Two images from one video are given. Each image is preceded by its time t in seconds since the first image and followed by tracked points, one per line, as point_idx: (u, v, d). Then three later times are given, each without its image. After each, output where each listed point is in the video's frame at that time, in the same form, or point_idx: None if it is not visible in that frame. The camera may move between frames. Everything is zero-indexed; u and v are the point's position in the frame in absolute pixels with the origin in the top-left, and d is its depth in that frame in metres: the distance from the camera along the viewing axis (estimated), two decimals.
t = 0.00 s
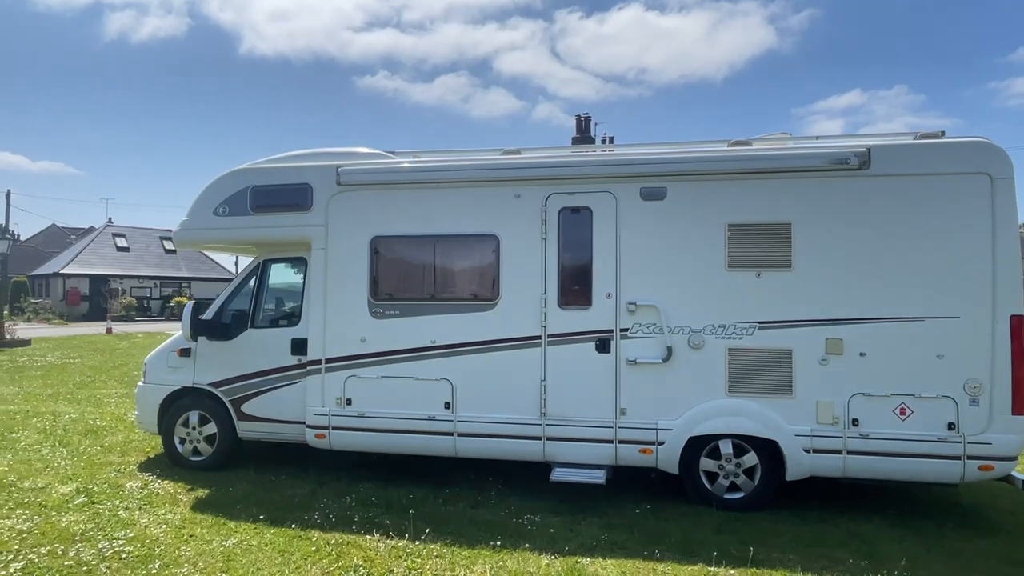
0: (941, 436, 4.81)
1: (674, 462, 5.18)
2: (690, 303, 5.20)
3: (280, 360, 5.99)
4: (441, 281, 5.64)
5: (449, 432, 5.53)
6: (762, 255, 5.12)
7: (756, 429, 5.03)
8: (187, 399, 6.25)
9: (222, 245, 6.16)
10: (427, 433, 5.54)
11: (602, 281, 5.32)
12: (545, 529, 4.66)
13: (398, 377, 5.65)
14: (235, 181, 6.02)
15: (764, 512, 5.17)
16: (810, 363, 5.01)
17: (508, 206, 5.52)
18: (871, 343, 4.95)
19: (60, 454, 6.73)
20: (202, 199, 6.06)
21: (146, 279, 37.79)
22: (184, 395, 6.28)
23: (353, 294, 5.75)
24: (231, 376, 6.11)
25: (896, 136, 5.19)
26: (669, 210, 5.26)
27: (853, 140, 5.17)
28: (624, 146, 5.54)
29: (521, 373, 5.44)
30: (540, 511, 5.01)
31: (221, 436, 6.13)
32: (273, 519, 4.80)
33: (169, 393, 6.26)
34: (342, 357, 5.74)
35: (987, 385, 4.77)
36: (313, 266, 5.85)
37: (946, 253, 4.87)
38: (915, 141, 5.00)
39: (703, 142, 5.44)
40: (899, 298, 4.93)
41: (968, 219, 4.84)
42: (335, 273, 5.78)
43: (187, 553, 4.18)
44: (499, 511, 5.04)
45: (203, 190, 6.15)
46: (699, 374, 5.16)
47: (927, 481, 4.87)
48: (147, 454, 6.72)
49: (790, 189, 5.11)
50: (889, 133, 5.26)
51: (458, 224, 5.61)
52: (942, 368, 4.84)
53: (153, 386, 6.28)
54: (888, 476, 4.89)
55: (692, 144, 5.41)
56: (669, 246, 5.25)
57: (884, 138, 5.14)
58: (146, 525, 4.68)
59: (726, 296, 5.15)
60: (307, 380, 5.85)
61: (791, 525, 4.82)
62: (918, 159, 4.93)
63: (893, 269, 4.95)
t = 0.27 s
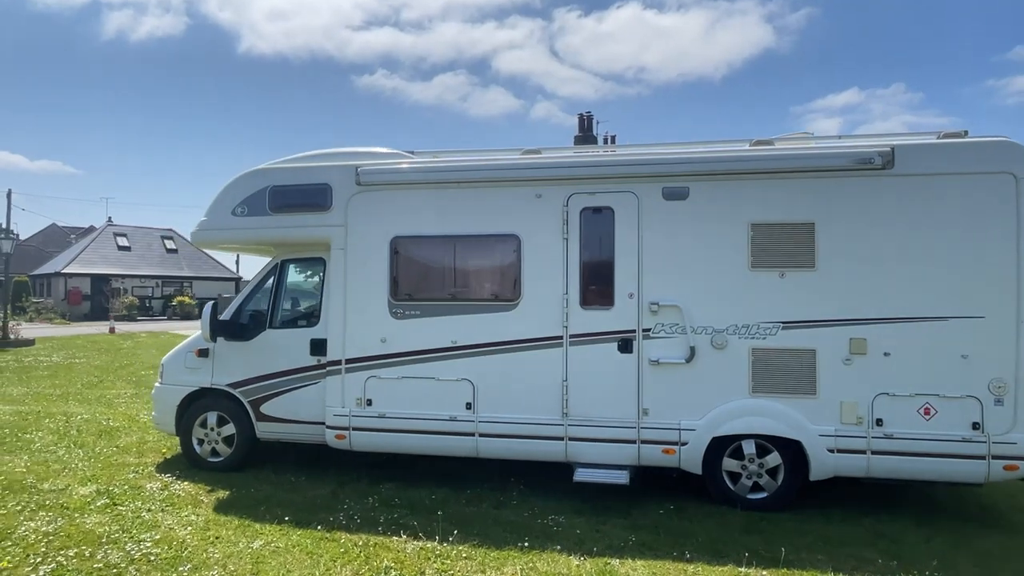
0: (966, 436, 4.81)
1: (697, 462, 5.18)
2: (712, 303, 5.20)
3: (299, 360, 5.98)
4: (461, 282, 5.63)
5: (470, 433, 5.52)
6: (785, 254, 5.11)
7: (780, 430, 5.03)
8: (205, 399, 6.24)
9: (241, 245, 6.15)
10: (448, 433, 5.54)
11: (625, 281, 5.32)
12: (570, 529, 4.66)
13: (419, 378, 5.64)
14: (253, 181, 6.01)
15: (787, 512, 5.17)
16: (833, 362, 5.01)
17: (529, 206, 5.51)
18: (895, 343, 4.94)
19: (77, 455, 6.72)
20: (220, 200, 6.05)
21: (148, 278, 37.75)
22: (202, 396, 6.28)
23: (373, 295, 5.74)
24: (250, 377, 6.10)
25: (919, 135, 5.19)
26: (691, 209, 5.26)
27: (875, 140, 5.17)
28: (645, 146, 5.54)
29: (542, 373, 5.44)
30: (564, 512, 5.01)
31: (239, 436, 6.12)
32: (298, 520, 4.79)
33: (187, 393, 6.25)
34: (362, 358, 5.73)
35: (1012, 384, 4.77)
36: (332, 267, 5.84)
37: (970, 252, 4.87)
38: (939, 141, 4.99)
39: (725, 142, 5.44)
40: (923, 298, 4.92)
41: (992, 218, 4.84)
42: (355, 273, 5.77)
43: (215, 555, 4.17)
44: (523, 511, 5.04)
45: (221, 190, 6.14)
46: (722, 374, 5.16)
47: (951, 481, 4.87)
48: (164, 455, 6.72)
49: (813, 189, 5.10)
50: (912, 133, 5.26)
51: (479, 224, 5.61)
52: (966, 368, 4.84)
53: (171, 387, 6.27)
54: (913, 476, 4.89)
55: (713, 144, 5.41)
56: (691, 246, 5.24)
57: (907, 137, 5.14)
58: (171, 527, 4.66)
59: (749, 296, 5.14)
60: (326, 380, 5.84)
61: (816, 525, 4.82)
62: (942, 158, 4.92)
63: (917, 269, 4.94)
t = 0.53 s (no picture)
0: (983, 431, 4.87)
1: (717, 459, 5.24)
2: (731, 301, 5.25)
3: (319, 359, 6.02)
4: (481, 280, 5.68)
5: (490, 430, 5.58)
6: (803, 253, 5.17)
7: (798, 426, 5.09)
8: (224, 398, 6.28)
9: (259, 245, 6.18)
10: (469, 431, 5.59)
11: (644, 280, 5.37)
12: (594, 525, 4.72)
13: (438, 376, 5.69)
14: (272, 181, 6.04)
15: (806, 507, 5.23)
16: (851, 359, 5.07)
17: (549, 205, 5.56)
18: (913, 340, 5.00)
19: (95, 454, 6.75)
20: (239, 199, 6.09)
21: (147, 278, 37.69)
22: (221, 395, 6.31)
23: (393, 294, 5.77)
24: (269, 376, 6.13)
25: (935, 135, 5.25)
26: (710, 209, 5.31)
27: (892, 140, 5.23)
28: (663, 146, 5.59)
29: (562, 371, 5.49)
30: (586, 508, 5.06)
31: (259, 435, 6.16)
32: (323, 517, 4.83)
33: (206, 392, 6.29)
34: (382, 356, 5.77)
35: None
36: (352, 266, 5.88)
37: (987, 250, 4.93)
38: (956, 140, 5.05)
39: (742, 142, 5.49)
40: (941, 295, 4.98)
41: (1008, 217, 4.90)
42: (374, 272, 5.81)
43: (246, 552, 4.21)
44: (545, 508, 5.09)
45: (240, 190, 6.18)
46: (741, 372, 5.21)
47: (968, 476, 4.94)
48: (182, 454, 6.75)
49: (832, 188, 5.16)
50: (928, 133, 5.32)
51: (498, 224, 5.65)
52: (983, 365, 4.90)
53: (189, 386, 6.31)
54: (930, 471, 4.96)
55: (731, 144, 5.46)
56: (710, 244, 5.29)
57: (923, 137, 5.20)
58: (198, 525, 4.69)
59: (768, 295, 5.20)
60: (346, 379, 5.88)
61: (836, 520, 4.88)
62: (958, 158, 4.98)
63: (934, 267, 5.00)
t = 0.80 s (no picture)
0: (990, 425, 5.00)
1: (731, 453, 5.34)
2: (745, 298, 5.35)
3: (336, 356, 6.08)
4: (497, 278, 5.76)
5: (507, 426, 5.66)
6: (815, 251, 5.28)
7: (811, 420, 5.20)
8: (240, 395, 6.34)
9: (275, 242, 6.23)
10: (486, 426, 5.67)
11: (659, 277, 5.46)
12: (613, 517, 4.82)
13: (456, 372, 5.76)
14: (288, 179, 6.09)
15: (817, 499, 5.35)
16: (862, 355, 5.18)
17: (565, 204, 5.64)
18: (922, 335, 5.12)
19: (110, 451, 6.79)
20: (256, 197, 6.13)
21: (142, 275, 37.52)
22: (237, 391, 6.37)
23: (410, 291, 5.85)
24: (286, 373, 6.19)
25: (943, 135, 5.36)
26: (724, 207, 5.41)
27: (902, 140, 5.34)
28: (677, 146, 5.68)
29: (578, 367, 5.58)
30: (603, 501, 5.16)
31: (276, 431, 6.22)
32: (346, 512, 4.90)
33: (222, 389, 6.34)
34: (399, 353, 5.84)
35: None
36: (369, 264, 5.94)
37: (995, 248, 5.05)
38: (964, 141, 5.16)
39: (755, 142, 5.59)
40: (950, 292, 5.10)
41: (1015, 215, 5.03)
42: (391, 270, 5.88)
43: (275, 545, 4.28)
44: (564, 501, 5.18)
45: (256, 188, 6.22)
46: (754, 367, 5.32)
47: (976, 468, 5.06)
48: (198, 451, 6.81)
49: (843, 187, 5.27)
50: (936, 133, 5.43)
51: (515, 222, 5.73)
52: (991, 359, 5.02)
53: (206, 382, 6.36)
54: (939, 463, 5.08)
55: (744, 143, 5.56)
56: (724, 242, 5.39)
57: (932, 137, 5.31)
58: (223, 519, 4.76)
59: (781, 292, 5.31)
60: (363, 375, 5.95)
61: (848, 511, 5.00)
62: (967, 157, 5.09)
63: (944, 264, 5.12)
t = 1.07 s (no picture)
0: (988, 418, 5.13)
1: (736, 447, 5.44)
2: (750, 295, 5.44)
3: (343, 353, 6.10)
4: (505, 276, 5.81)
5: (515, 421, 5.72)
6: (819, 249, 5.38)
7: (814, 415, 5.31)
8: (246, 392, 6.34)
9: (281, 240, 6.23)
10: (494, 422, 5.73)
11: (666, 275, 5.54)
12: (624, 511, 4.89)
13: (464, 368, 5.81)
14: (295, 176, 6.09)
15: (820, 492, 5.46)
16: (865, 351, 5.30)
17: (572, 202, 5.70)
18: (923, 332, 5.24)
19: (113, 449, 6.76)
20: (262, 195, 6.12)
21: (128, 272, 37.12)
22: (243, 388, 6.37)
23: (418, 288, 5.88)
24: (292, 370, 6.20)
25: (943, 136, 5.48)
26: (730, 206, 5.49)
27: (903, 140, 5.45)
28: (683, 145, 5.76)
29: (586, 363, 5.65)
30: (612, 496, 5.23)
31: (283, 428, 6.23)
32: (359, 507, 4.93)
33: (228, 386, 6.34)
34: (407, 350, 5.87)
35: None
36: (376, 262, 5.97)
37: (993, 246, 5.18)
38: (964, 141, 5.29)
39: (759, 141, 5.68)
40: (950, 289, 5.22)
41: (1013, 214, 5.16)
42: (399, 267, 5.90)
43: (291, 541, 4.30)
44: (573, 496, 5.25)
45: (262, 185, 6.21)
46: (759, 363, 5.41)
47: (974, 461, 5.20)
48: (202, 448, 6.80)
49: (847, 187, 5.37)
50: (936, 134, 5.55)
51: (522, 220, 5.78)
52: (989, 355, 5.15)
53: (211, 380, 6.35)
54: (938, 456, 5.22)
55: (749, 143, 5.65)
56: (730, 240, 5.48)
57: (932, 138, 5.43)
58: (236, 516, 4.77)
59: (785, 289, 5.40)
60: (371, 372, 5.97)
61: (851, 503, 5.11)
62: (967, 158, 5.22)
63: (944, 262, 5.24)
